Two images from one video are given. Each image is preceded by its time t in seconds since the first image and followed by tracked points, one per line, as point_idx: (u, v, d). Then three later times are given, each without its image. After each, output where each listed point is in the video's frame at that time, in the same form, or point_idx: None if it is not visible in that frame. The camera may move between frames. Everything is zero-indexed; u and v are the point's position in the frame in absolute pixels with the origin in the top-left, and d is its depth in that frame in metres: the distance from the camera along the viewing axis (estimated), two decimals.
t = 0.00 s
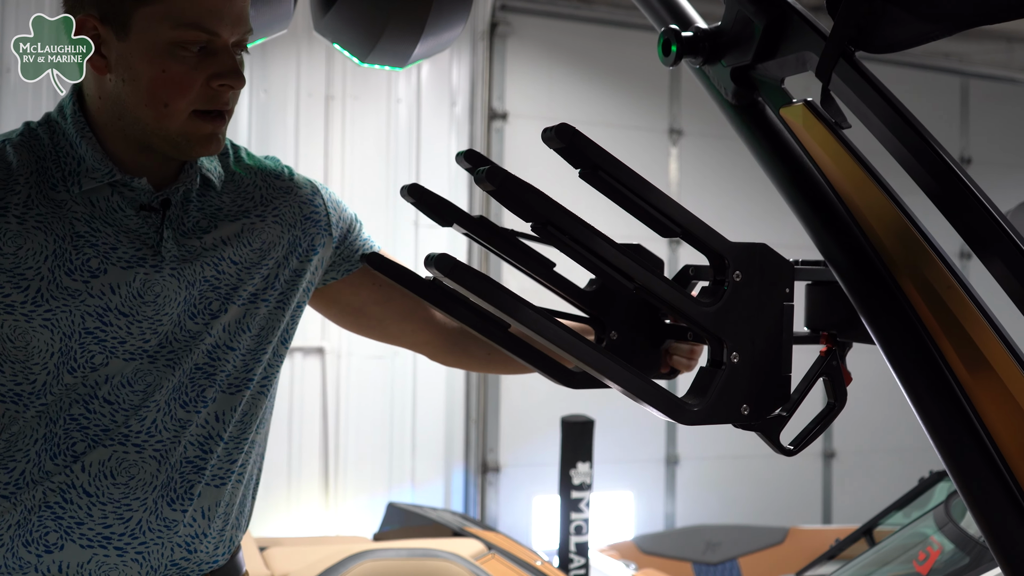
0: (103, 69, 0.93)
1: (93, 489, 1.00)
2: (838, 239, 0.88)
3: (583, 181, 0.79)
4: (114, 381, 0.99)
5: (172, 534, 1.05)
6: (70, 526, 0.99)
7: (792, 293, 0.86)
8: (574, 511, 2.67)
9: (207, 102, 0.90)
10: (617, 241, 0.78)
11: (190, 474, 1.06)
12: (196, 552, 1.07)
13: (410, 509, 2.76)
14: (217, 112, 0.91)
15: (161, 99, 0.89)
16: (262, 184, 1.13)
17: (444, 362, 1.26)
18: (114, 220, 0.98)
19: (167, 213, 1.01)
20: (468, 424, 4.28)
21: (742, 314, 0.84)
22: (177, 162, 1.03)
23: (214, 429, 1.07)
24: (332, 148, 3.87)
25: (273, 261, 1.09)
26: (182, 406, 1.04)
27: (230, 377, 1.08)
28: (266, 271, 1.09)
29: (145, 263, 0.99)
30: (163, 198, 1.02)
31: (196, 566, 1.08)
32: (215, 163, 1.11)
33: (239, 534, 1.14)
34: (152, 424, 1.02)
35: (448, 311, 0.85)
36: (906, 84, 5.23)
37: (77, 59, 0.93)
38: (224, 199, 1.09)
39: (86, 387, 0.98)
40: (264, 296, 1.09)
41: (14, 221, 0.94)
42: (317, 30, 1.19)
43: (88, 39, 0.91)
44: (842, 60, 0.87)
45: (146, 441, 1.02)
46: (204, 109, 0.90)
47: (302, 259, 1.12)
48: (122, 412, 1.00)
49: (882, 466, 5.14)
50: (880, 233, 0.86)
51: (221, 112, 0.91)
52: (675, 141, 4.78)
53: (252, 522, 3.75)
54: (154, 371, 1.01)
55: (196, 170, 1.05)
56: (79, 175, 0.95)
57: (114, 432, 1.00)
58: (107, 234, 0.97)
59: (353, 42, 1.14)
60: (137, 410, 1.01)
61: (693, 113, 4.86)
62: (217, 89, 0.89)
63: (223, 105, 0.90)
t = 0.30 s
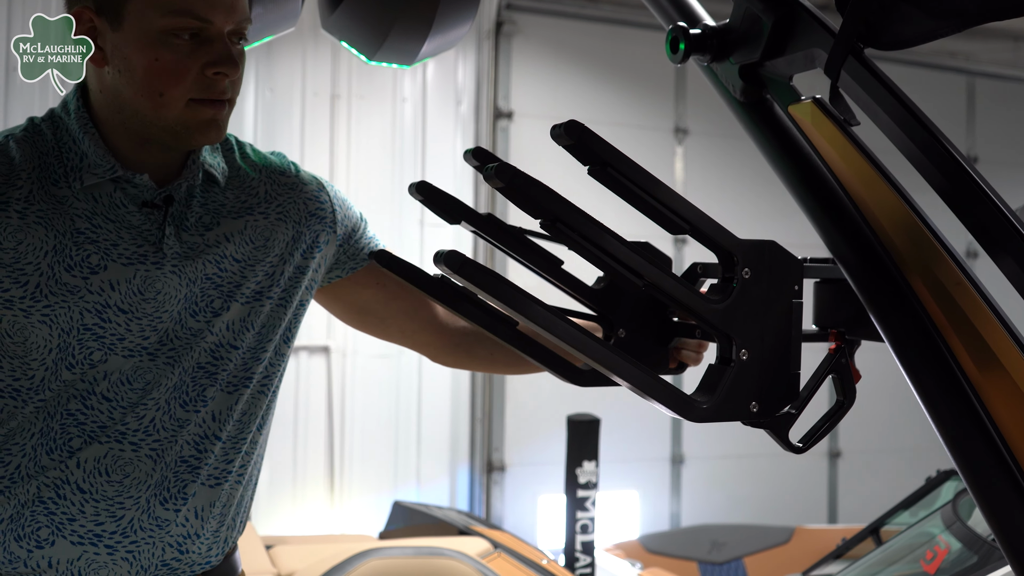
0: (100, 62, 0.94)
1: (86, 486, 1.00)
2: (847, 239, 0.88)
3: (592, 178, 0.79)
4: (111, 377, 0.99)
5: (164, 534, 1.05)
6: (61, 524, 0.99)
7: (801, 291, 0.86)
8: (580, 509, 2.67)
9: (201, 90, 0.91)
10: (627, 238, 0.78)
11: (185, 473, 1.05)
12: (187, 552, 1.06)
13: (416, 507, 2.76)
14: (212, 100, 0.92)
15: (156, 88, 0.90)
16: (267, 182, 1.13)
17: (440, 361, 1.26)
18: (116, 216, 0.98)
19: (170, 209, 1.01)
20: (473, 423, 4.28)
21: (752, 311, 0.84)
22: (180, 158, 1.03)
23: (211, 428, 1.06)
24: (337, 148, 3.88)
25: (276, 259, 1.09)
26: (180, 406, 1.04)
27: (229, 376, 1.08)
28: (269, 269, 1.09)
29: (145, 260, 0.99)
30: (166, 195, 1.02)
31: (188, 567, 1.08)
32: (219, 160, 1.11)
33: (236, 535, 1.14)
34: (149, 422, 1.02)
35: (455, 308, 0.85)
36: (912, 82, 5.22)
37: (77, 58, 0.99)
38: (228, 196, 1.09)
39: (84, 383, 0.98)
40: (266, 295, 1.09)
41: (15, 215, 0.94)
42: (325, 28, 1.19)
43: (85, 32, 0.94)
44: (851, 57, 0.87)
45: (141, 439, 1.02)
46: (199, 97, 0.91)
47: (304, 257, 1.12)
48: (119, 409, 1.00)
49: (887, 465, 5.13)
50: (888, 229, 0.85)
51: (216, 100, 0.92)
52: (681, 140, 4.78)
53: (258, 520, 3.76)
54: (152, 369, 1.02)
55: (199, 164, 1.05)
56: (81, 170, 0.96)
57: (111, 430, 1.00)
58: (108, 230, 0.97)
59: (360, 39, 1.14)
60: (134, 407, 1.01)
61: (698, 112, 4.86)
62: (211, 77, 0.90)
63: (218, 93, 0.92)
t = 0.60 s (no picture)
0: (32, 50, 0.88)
1: (63, 496, 0.94)
2: (854, 237, 0.87)
3: (598, 179, 0.79)
4: (81, 385, 0.93)
5: (147, 539, 0.99)
6: (41, 537, 0.93)
7: (807, 291, 0.86)
8: (585, 510, 2.67)
9: (103, 74, 0.81)
10: (631, 240, 0.79)
11: (161, 479, 1.00)
12: (175, 557, 1.02)
13: (421, 507, 2.76)
14: (116, 88, 0.82)
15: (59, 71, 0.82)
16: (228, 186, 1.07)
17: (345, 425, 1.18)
18: (75, 218, 0.92)
19: (130, 212, 0.96)
20: (478, 423, 4.29)
21: (758, 311, 0.84)
22: (140, 160, 0.98)
23: (187, 435, 1.02)
24: (343, 149, 3.89)
25: (237, 265, 1.05)
26: (154, 413, 0.98)
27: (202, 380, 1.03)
28: (234, 272, 1.04)
29: (109, 264, 0.93)
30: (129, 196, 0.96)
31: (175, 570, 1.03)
32: (183, 161, 1.05)
33: (227, 538, 1.10)
34: (122, 431, 0.96)
35: (462, 309, 0.85)
36: (918, 82, 5.20)
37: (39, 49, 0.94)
38: (190, 199, 1.04)
39: (52, 392, 0.91)
40: (230, 301, 1.04)
41: None
42: (332, 28, 1.19)
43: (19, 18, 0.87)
44: (857, 57, 0.87)
45: (116, 447, 0.96)
46: (100, 82, 0.81)
47: (266, 259, 1.08)
48: (89, 419, 0.94)
49: (893, 466, 5.12)
50: (893, 225, 0.85)
51: (120, 87, 0.82)
52: (685, 140, 4.78)
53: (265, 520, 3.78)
54: (123, 376, 0.95)
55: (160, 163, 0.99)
56: (36, 171, 0.90)
57: (82, 440, 0.94)
58: (68, 234, 0.92)
59: (366, 40, 1.15)
60: (105, 416, 0.95)
61: (703, 112, 4.85)
62: (114, 61, 0.81)
63: (123, 78, 0.82)
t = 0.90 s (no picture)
0: None
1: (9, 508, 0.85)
2: (857, 239, 0.87)
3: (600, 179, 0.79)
4: (20, 383, 0.83)
5: (96, 549, 0.89)
6: None
7: (809, 291, 0.86)
8: (588, 510, 2.67)
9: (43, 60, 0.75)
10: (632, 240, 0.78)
11: (111, 490, 0.89)
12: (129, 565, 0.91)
13: (424, 508, 2.76)
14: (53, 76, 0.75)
15: None
16: (186, 195, 0.97)
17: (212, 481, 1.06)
18: (16, 209, 0.85)
19: (77, 207, 0.88)
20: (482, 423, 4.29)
21: (761, 311, 0.84)
22: (89, 153, 0.89)
23: (131, 447, 0.90)
24: (346, 149, 3.90)
25: (186, 272, 0.94)
26: (92, 419, 0.87)
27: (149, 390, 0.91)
28: (186, 278, 0.93)
29: (49, 258, 0.85)
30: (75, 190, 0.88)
31: None
32: (142, 161, 0.95)
33: (175, 545, 1.00)
34: (63, 439, 0.86)
35: (465, 310, 0.85)
36: (922, 81, 5.18)
37: None
38: (144, 199, 0.94)
39: None
40: (179, 309, 0.93)
41: None
42: (333, 29, 1.20)
43: None
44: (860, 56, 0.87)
45: (62, 455, 0.86)
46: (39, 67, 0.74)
47: (222, 267, 0.98)
48: (28, 423, 0.84)
49: (897, 466, 5.10)
50: (896, 224, 0.85)
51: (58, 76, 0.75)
52: (689, 140, 4.77)
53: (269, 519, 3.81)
54: (64, 377, 0.86)
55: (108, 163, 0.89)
56: None
57: (23, 447, 0.85)
58: (8, 224, 0.84)
59: (369, 40, 1.15)
60: (44, 422, 0.85)
61: (707, 112, 4.84)
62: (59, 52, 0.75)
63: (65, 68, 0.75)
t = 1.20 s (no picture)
0: None
1: None
2: (856, 238, 0.88)
3: (602, 180, 0.79)
4: None
5: (79, 552, 0.87)
6: None
7: (811, 291, 0.86)
8: (592, 509, 2.67)
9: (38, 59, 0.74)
10: (634, 240, 0.79)
11: (94, 493, 0.87)
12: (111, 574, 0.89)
13: (429, 508, 2.77)
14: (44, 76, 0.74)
15: None
16: (166, 190, 0.95)
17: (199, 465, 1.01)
18: None
19: (57, 208, 0.85)
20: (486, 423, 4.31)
21: (761, 311, 0.84)
22: (69, 149, 0.87)
23: (114, 449, 0.88)
24: (351, 150, 3.91)
25: (168, 273, 0.92)
26: (74, 422, 0.86)
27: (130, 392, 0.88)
28: (166, 279, 0.92)
29: (28, 259, 0.83)
30: (55, 189, 0.85)
31: None
32: (119, 160, 0.93)
33: (158, 550, 0.97)
34: (45, 442, 0.84)
35: (468, 310, 0.86)
36: (926, 81, 5.18)
37: None
38: (122, 198, 0.92)
39: None
40: (161, 308, 0.91)
41: None
42: (337, 31, 1.20)
43: None
44: (861, 58, 0.87)
45: (43, 458, 0.84)
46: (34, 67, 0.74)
47: (203, 265, 0.96)
48: (8, 425, 0.82)
49: (901, 465, 5.10)
50: (897, 224, 0.85)
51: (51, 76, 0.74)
52: (693, 140, 4.77)
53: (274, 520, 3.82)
54: (45, 380, 0.84)
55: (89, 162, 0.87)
56: None
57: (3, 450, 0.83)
58: None
59: (372, 42, 1.16)
60: (24, 423, 0.83)
61: (710, 112, 4.85)
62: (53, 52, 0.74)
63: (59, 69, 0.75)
